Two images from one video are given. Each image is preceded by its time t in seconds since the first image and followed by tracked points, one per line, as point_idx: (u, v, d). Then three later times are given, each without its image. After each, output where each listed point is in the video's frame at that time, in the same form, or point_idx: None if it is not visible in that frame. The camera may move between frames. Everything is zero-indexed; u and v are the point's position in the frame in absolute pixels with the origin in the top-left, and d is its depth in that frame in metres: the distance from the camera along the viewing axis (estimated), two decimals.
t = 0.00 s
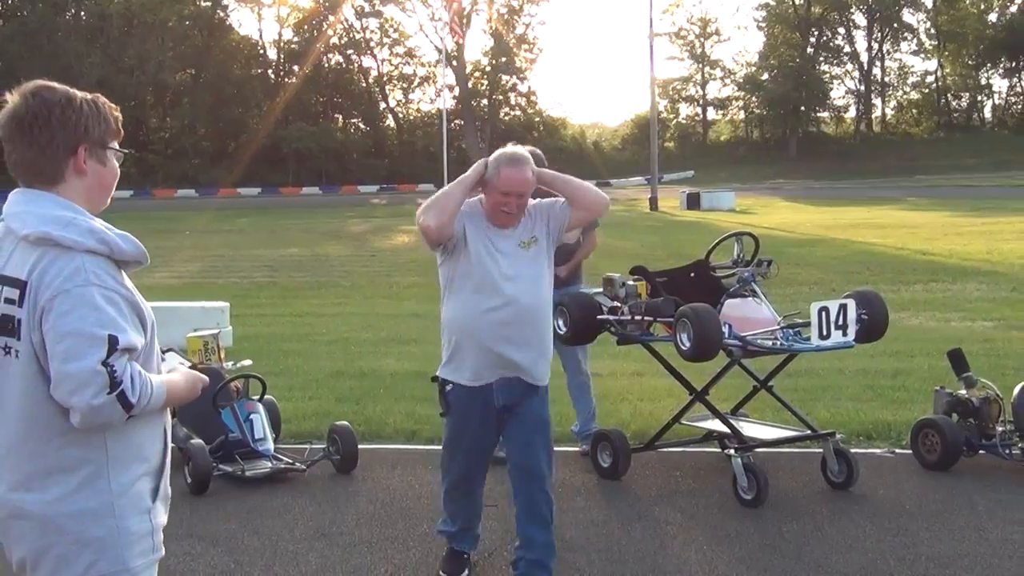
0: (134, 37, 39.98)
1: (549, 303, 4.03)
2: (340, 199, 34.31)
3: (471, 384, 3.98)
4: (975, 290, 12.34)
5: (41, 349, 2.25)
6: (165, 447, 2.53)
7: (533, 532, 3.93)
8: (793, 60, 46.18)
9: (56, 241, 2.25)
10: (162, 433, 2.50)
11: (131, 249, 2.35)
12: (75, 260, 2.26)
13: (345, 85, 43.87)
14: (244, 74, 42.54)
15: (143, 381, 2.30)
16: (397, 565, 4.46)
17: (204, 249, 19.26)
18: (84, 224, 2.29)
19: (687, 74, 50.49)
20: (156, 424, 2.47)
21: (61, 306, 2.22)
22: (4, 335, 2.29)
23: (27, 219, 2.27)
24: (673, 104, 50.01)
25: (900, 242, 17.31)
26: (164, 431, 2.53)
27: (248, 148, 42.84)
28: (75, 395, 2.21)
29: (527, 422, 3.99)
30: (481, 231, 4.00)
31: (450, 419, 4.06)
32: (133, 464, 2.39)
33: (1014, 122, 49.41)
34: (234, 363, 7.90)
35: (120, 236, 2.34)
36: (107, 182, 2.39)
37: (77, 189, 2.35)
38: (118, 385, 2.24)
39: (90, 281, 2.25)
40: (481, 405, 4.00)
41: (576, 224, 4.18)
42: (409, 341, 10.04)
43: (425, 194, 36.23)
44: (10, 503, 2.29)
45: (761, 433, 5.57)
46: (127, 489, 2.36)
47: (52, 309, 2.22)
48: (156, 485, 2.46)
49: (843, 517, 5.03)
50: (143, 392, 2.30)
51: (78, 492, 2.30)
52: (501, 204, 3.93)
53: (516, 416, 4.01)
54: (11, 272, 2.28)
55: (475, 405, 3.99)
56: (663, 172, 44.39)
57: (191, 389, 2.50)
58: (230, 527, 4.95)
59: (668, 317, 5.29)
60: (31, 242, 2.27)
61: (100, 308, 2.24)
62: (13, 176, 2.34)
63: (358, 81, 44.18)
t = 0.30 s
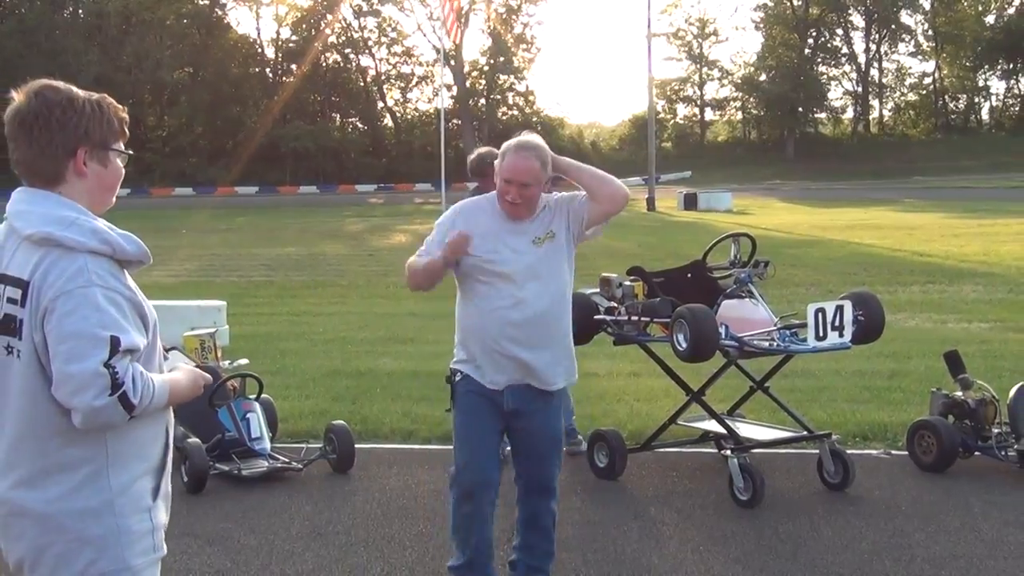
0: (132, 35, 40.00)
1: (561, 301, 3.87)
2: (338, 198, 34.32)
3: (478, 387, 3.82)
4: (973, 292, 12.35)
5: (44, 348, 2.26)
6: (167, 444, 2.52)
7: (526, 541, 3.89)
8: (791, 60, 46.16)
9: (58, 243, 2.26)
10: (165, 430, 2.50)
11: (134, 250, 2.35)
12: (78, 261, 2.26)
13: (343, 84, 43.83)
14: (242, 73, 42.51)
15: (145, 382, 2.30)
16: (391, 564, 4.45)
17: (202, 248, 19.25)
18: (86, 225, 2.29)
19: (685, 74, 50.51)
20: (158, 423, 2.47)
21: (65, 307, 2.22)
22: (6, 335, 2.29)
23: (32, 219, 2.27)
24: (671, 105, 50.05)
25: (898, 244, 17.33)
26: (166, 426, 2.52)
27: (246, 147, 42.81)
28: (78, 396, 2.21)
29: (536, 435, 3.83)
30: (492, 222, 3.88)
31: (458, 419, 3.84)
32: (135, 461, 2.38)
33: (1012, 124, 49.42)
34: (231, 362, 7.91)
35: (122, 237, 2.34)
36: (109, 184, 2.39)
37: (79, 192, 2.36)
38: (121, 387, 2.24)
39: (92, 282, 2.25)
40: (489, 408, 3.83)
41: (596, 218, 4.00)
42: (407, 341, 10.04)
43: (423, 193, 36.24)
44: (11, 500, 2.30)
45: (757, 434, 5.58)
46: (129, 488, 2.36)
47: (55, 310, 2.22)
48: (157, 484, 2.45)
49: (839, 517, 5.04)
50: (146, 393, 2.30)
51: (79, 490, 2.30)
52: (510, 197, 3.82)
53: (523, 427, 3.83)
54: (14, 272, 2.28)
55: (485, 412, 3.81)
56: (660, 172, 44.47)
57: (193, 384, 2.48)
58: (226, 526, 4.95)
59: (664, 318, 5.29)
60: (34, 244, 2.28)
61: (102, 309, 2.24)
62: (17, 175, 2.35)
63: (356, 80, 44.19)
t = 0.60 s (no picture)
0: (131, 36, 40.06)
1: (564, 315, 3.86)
2: (337, 200, 34.32)
3: (485, 412, 3.76)
4: (972, 295, 12.35)
5: (34, 352, 2.26)
6: (174, 443, 2.52)
7: (527, 559, 3.95)
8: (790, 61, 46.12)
9: (48, 246, 2.26)
10: (170, 429, 2.49)
11: (126, 253, 2.34)
12: (67, 265, 2.26)
13: (342, 86, 43.77)
14: (242, 74, 42.32)
15: (135, 385, 2.29)
16: (391, 565, 4.46)
17: (202, 249, 19.26)
18: (80, 227, 2.29)
19: (684, 76, 50.53)
20: (163, 422, 2.46)
21: (52, 310, 2.22)
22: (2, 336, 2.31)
23: (26, 221, 2.28)
24: (670, 107, 50.04)
25: (897, 247, 17.33)
26: (173, 424, 2.52)
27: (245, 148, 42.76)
28: (65, 399, 2.23)
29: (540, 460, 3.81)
30: (489, 235, 3.84)
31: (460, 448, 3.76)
32: (136, 460, 2.38)
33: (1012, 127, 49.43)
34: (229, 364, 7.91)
35: (114, 239, 2.33)
36: (108, 185, 2.39)
37: (77, 193, 2.36)
38: (106, 391, 2.23)
39: (80, 287, 2.25)
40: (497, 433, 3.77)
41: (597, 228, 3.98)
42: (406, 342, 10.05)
43: (422, 195, 36.25)
44: (14, 497, 2.33)
45: (756, 436, 5.59)
46: (132, 486, 2.37)
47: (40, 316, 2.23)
48: (164, 481, 2.46)
49: (838, 520, 5.04)
50: (135, 398, 2.29)
51: (80, 487, 2.32)
52: (510, 206, 3.78)
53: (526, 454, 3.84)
54: (9, 274, 2.30)
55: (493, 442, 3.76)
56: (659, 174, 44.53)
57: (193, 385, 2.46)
58: (226, 528, 4.95)
59: (664, 320, 5.28)
60: (26, 248, 2.29)
61: (89, 314, 2.24)
62: (14, 175, 2.36)
63: (355, 81, 44.17)
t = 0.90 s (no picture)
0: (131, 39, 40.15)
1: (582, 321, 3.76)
2: (336, 204, 34.33)
3: (513, 429, 3.61)
4: (971, 299, 12.37)
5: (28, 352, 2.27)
6: (170, 450, 2.52)
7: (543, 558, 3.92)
8: (790, 66, 46.12)
9: (43, 249, 2.27)
10: (166, 437, 2.50)
11: (121, 256, 2.35)
12: (62, 267, 2.27)
13: (342, 90, 43.55)
14: (241, 78, 42.16)
15: (127, 388, 2.29)
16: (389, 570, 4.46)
17: (201, 253, 19.27)
18: (75, 229, 2.30)
19: (684, 80, 50.54)
20: (158, 429, 2.47)
21: (46, 312, 2.23)
22: None
23: (22, 224, 2.30)
24: (670, 111, 50.04)
25: (896, 251, 17.34)
26: (169, 432, 2.53)
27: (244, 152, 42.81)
28: (55, 401, 2.23)
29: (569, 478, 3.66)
30: (508, 238, 3.64)
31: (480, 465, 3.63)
32: (131, 466, 2.39)
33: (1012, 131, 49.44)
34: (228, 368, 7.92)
35: (111, 243, 2.35)
36: (104, 189, 2.41)
37: (72, 196, 2.38)
38: (97, 393, 2.24)
39: (74, 290, 2.25)
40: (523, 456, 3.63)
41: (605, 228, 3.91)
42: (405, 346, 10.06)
43: (422, 199, 36.29)
44: (9, 501, 2.34)
45: (755, 440, 5.59)
46: (127, 491, 2.37)
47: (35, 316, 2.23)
48: (160, 488, 2.47)
49: (836, 524, 5.04)
50: (127, 401, 2.29)
51: (73, 494, 2.33)
52: (533, 207, 3.59)
53: (560, 469, 3.67)
54: (6, 277, 2.31)
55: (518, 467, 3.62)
56: (659, 178, 44.56)
57: (186, 395, 2.44)
58: (225, 531, 4.96)
59: (663, 324, 5.28)
60: (22, 250, 2.30)
61: (83, 317, 2.24)
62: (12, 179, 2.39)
63: (355, 85, 44.14)
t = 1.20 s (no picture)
0: (123, 45, 40.09)
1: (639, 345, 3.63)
2: (329, 209, 34.35)
3: (563, 454, 3.48)
4: (961, 302, 12.42)
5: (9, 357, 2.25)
6: (152, 461, 2.52)
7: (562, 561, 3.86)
8: (781, 71, 46.28)
9: (28, 255, 2.27)
10: (149, 448, 2.49)
11: (105, 265, 2.34)
12: (45, 275, 2.26)
13: (334, 94, 43.69)
14: (232, 82, 42.14)
15: (107, 399, 2.29)
16: None
17: (191, 258, 19.18)
18: (59, 237, 2.30)
19: (676, 85, 50.58)
20: (140, 442, 2.46)
21: (26, 319, 2.23)
22: None
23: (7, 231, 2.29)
24: (662, 115, 50.12)
25: (887, 255, 17.40)
26: (152, 444, 2.52)
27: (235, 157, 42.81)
28: (33, 410, 2.22)
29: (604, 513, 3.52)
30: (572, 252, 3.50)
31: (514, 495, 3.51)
32: (112, 476, 2.39)
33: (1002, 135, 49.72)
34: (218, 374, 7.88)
35: (94, 249, 2.34)
36: (87, 196, 2.40)
37: (54, 203, 2.37)
38: (75, 402, 2.23)
39: (55, 297, 2.25)
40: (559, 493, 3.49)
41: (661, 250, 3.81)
42: (397, 352, 10.03)
43: (414, 203, 36.32)
44: None
45: (745, 444, 5.61)
46: (107, 502, 2.37)
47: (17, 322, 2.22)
48: (142, 498, 2.47)
49: (826, 528, 5.05)
50: (106, 413, 2.28)
51: (49, 504, 2.32)
52: (601, 220, 3.47)
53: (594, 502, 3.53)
54: None
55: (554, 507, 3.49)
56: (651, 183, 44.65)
57: (173, 409, 2.43)
58: (214, 538, 4.94)
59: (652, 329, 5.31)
60: (7, 256, 2.29)
61: (64, 326, 2.24)
62: None
63: (347, 89, 44.15)
